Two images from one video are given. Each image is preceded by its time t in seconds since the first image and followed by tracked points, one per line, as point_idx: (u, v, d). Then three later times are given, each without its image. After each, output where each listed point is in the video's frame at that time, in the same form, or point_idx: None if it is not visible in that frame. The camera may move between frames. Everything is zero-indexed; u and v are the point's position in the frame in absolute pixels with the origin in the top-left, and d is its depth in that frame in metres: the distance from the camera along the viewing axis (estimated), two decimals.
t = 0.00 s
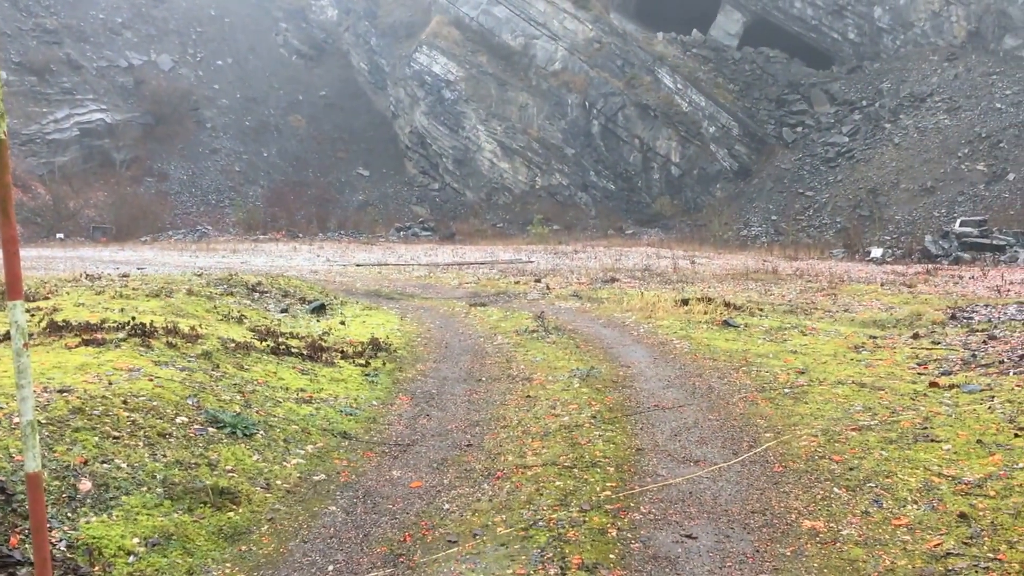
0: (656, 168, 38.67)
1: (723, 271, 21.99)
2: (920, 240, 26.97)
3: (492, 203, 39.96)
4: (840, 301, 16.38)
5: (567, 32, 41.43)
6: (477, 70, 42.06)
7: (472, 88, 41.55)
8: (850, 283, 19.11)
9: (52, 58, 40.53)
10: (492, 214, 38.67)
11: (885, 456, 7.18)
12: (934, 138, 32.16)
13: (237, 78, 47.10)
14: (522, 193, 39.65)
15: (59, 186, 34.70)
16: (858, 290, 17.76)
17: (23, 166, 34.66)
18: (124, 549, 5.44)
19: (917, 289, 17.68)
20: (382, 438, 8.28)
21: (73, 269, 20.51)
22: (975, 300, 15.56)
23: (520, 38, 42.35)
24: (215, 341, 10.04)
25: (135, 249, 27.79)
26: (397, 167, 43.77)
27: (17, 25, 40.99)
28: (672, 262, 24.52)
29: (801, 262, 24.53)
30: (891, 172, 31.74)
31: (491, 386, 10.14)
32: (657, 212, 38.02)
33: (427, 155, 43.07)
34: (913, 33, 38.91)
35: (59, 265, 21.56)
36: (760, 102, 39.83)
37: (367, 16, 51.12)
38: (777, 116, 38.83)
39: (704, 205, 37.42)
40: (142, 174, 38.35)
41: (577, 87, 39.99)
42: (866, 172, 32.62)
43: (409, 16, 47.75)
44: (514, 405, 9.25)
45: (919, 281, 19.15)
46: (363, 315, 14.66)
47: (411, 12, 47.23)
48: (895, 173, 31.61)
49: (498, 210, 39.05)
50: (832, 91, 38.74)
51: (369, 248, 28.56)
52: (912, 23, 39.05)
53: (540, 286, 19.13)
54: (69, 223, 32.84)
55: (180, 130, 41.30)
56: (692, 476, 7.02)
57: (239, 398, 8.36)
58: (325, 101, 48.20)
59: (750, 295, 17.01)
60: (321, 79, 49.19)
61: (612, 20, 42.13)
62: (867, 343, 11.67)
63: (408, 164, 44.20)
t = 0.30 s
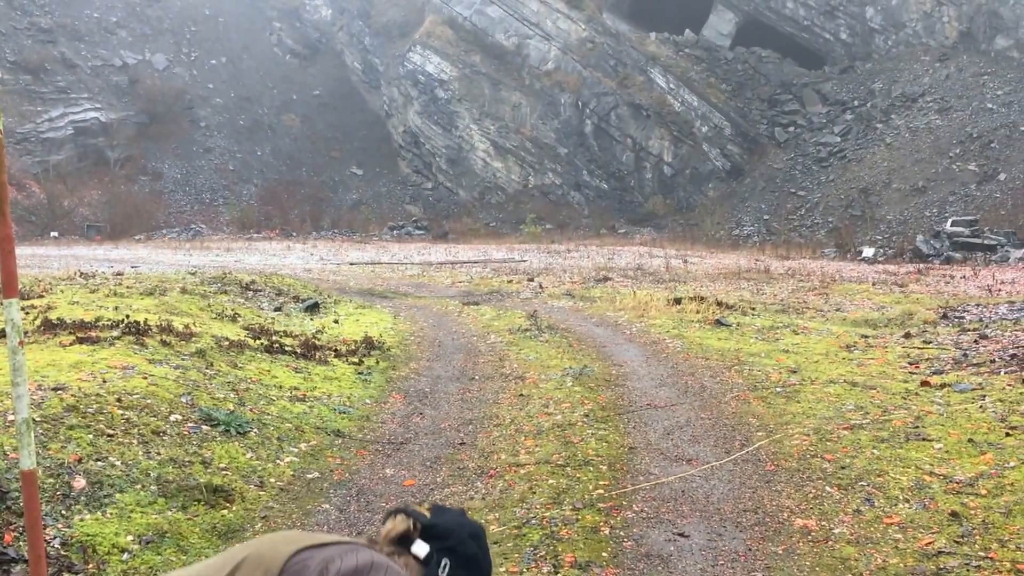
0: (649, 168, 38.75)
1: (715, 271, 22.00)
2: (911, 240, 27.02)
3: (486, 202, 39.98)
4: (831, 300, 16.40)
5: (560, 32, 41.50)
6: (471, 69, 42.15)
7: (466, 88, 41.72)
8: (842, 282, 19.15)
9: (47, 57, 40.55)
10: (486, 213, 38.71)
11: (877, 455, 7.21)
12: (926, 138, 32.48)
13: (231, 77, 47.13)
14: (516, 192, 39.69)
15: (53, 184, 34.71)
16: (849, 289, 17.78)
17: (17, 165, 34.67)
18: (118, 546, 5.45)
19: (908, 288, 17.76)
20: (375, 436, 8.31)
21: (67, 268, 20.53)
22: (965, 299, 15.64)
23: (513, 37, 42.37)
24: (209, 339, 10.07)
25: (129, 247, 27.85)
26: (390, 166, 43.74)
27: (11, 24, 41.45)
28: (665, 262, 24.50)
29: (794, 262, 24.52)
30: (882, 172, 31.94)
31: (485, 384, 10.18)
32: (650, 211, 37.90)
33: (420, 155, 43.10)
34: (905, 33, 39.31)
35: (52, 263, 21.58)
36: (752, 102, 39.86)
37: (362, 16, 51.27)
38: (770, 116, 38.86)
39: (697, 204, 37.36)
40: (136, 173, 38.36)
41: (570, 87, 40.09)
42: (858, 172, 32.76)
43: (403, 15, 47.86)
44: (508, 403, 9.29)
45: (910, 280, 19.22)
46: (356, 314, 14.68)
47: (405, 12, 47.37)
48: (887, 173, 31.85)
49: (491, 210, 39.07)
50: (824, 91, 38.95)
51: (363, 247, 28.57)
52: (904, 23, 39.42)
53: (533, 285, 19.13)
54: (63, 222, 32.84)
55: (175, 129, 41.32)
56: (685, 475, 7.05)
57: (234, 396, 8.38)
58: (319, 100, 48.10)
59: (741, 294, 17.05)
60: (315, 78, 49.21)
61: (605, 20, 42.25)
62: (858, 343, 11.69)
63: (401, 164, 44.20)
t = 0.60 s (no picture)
0: (644, 167, 38.83)
1: (710, 270, 22.03)
2: (905, 239, 27.08)
3: (481, 201, 39.99)
4: (825, 300, 16.43)
5: (555, 32, 41.61)
6: (466, 69, 42.24)
7: (462, 87, 41.84)
8: (837, 282, 19.20)
9: (44, 57, 40.70)
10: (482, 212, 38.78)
11: (871, 454, 7.23)
12: (919, 138, 32.71)
13: (228, 77, 47.19)
14: (511, 191, 39.76)
15: (50, 183, 34.77)
16: (843, 289, 17.81)
17: (14, 163, 34.73)
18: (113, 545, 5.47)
19: (902, 288, 17.83)
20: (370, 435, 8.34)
21: (64, 266, 20.55)
22: (960, 299, 15.65)
23: (509, 37, 42.44)
24: (206, 338, 10.07)
25: (125, 246, 27.87)
26: (385, 165, 43.68)
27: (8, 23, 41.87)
28: (660, 261, 24.53)
29: (788, 262, 24.56)
30: (877, 172, 32.08)
31: (480, 383, 10.21)
32: (645, 211, 37.87)
33: (416, 154, 43.16)
34: (900, 33, 39.54)
35: (47, 262, 21.65)
36: (747, 101, 39.88)
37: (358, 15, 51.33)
38: (765, 116, 38.81)
39: (691, 204, 37.36)
40: (132, 172, 38.40)
41: (565, 87, 40.19)
42: (853, 172, 32.82)
43: (399, 15, 47.96)
44: (503, 402, 9.31)
45: (905, 279, 19.30)
46: (352, 313, 14.72)
47: (401, 12, 47.49)
48: (881, 173, 31.98)
49: (486, 209, 39.07)
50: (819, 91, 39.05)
51: (359, 247, 28.61)
52: (898, 23, 39.67)
53: (528, 285, 19.16)
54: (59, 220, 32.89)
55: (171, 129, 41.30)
56: (680, 474, 7.07)
57: (230, 394, 8.41)
58: (315, 99, 48.03)
59: (736, 294, 17.06)
60: (312, 78, 49.26)
61: (601, 20, 42.35)
62: (852, 342, 11.72)
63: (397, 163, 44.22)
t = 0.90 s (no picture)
0: (642, 167, 38.88)
1: (707, 269, 22.04)
2: (902, 239, 27.14)
3: (479, 200, 39.98)
4: (823, 299, 16.44)
5: (553, 31, 41.61)
6: (465, 68, 42.26)
7: (460, 87, 41.84)
8: (833, 281, 19.20)
9: (43, 55, 40.70)
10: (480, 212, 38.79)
11: (868, 453, 7.25)
12: (916, 138, 32.77)
13: (226, 76, 47.18)
14: (509, 190, 39.79)
15: (49, 182, 34.76)
16: (841, 288, 17.82)
17: (12, 162, 34.71)
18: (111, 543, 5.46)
19: (899, 287, 17.86)
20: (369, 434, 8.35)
21: (62, 264, 20.54)
22: (957, 299, 15.67)
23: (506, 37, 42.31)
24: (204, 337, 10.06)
25: (123, 245, 27.85)
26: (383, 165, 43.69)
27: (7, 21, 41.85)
28: (658, 260, 24.53)
29: (785, 261, 24.59)
30: (874, 172, 32.14)
31: (478, 382, 10.22)
32: (642, 210, 37.88)
33: (415, 153, 43.17)
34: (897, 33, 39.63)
35: (46, 261, 21.63)
36: (745, 101, 39.92)
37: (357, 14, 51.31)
38: (762, 116, 38.95)
39: (689, 203, 37.38)
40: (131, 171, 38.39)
41: (563, 86, 40.22)
42: (850, 172, 32.85)
43: (398, 14, 48.02)
44: (501, 401, 9.32)
45: (902, 279, 19.34)
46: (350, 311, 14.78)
47: (400, 11, 47.52)
48: (878, 173, 32.04)
49: (484, 208, 39.09)
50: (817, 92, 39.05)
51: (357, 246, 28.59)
52: (896, 23, 39.75)
53: (526, 284, 19.18)
54: (58, 219, 32.88)
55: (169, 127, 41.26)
56: (678, 473, 7.09)
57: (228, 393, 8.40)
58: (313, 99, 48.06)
59: (733, 293, 17.05)
60: (310, 77, 49.27)
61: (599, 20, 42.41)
62: (849, 341, 11.77)
63: (395, 162, 44.23)
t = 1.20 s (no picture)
0: (641, 166, 38.86)
1: (706, 269, 22.03)
2: (901, 238, 27.16)
3: (478, 199, 39.97)
4: (822, 298, 16.42)
5: (552, 31, 41.63)
6: (464, 68, 42.28)
7: (459, 86, 41.84)
8: (831, 281, 19.19)
9: (43, 54, 40.69)
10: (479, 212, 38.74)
11: (867, 452, 7.26)
12: (914, 138, 32.81)
13: (225, 75, 47.18)
14: (508, 190, 39.76)
15: (48, 181, 34.70)
16: (839, 287, 17.82)
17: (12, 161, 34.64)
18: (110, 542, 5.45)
19: (897, 287, 17.87)
20: (368, 433, 8.35)
21: (61, 263, 20.46)
22: (956, 298, 15.67)
23: (506, 36, 42.40)
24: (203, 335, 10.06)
25: (122, 244, 27.79)
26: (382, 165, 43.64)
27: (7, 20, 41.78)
28: (657, 260, 24.51)
29: (784, 260, 24.58)
30: (872, 172, 32.17)
31: (477, 380, 10.24)
32: (640, 210, 37.84)
33: (414, 153, 43.16)
34: (895, 33, 39.72)
35: (45, 260, 21.58)
36: (743, 101, 39.88)
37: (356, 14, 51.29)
38: (761, 116, 38.99)
39: (687, 203, 37.39)
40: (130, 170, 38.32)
41: (563, 86, 40.21)
42: (848, 171, 32.89)
43: (397, 14, 48.04)
44: (500, 400, 9.33)
45: (900, 279, 19.35)
46: (350, 310, 14.80)
47: (399, 11, 47.56)
48: (876, 172, 32.06)
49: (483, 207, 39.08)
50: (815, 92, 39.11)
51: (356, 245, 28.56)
52: (894, 23, 39.86)
53: (525, 282, 19.19)
54: (57, 218, 32.81)
55: (168, 127, 41.22)
56: (677, 472, 7.09)
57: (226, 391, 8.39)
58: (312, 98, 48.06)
59: (732, 293, 17.01)
60: (309, 76, 49.27)
61: (598, 19, 42.45)
62: (848, 340, 11.78)
63: (394, 162, 44.20)
